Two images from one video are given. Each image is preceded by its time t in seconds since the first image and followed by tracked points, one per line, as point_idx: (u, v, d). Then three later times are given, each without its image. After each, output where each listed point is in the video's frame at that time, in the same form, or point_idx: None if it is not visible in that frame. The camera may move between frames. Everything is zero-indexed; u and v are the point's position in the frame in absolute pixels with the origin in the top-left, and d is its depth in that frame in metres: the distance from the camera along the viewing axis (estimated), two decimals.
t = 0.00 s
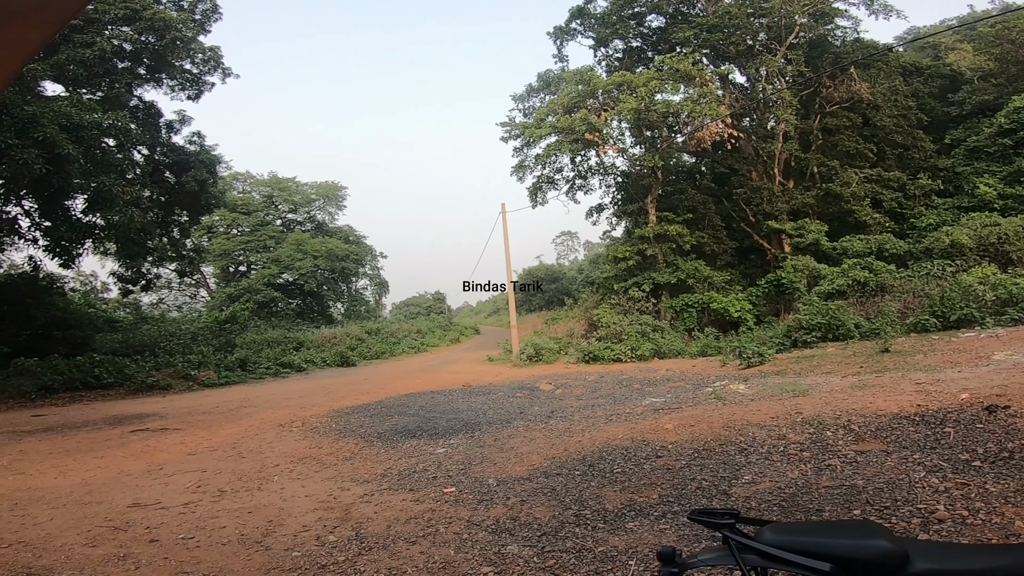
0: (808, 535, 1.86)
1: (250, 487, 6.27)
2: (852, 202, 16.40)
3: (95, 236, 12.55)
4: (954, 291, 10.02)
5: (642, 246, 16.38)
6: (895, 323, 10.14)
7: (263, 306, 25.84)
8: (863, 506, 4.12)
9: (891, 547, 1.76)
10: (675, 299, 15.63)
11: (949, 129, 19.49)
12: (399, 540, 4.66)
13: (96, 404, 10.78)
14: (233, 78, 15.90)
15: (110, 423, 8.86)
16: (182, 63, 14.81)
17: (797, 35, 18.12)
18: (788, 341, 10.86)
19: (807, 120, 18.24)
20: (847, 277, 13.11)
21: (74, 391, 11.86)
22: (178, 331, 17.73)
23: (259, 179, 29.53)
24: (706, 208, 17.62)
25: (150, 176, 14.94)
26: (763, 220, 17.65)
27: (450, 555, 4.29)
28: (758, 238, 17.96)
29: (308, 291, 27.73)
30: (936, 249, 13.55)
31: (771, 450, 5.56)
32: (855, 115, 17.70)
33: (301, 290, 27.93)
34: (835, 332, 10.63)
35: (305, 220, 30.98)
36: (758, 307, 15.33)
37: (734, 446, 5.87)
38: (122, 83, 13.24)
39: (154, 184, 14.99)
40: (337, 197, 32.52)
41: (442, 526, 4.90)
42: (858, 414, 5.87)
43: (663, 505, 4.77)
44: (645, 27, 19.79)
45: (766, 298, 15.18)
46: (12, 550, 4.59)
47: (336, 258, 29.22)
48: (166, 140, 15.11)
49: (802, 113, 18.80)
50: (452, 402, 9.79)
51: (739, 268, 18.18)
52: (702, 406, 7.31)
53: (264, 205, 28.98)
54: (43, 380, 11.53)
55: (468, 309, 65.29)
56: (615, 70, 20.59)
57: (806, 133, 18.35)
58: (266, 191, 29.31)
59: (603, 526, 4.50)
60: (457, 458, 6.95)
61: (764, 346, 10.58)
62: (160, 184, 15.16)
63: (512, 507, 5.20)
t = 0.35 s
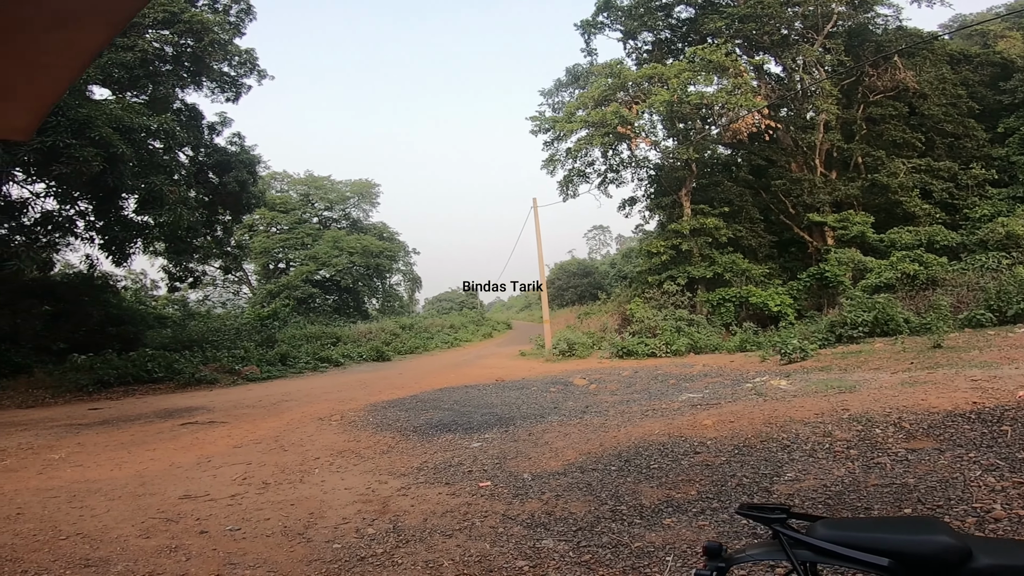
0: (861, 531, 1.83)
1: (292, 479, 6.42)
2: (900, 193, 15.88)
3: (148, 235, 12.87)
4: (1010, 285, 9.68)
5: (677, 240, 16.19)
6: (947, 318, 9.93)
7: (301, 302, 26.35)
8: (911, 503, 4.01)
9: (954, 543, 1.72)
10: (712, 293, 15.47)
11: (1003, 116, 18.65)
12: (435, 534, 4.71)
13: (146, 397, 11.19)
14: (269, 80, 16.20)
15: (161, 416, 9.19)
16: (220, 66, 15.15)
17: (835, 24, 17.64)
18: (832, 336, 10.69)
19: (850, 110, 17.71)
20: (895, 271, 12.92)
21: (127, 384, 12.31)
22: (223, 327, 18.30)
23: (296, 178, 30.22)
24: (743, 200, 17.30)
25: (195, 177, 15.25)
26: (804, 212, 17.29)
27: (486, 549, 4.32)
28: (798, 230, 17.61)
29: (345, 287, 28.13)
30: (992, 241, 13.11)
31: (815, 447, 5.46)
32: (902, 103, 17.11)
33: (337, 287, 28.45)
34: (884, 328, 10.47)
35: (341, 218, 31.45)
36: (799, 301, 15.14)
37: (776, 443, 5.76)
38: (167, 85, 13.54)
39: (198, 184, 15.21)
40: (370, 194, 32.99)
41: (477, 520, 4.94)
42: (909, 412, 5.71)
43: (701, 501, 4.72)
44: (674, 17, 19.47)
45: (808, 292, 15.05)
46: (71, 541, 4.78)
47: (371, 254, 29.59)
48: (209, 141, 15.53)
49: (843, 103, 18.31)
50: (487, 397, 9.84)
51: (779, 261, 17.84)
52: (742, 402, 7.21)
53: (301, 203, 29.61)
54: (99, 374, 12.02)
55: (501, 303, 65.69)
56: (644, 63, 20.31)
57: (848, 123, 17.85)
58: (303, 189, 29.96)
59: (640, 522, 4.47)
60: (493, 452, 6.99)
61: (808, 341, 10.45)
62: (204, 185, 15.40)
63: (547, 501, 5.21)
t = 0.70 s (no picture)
0: (914, 528, 1.83)
1: (326, 474, 6.52)
2: (944, 188, 15.51)
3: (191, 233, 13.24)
4: None
5: (708, 236, 16.01)
6: (995, 317, 9.97)
7: (332, 299, 26.72)
8: (955, 505, 3.92)
9: (1007, 542, 1.72)
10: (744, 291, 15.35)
11: None
12: (466, 530, 4.74)
13: (187, 392, 11.50)
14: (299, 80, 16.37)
15: (201, 410, 9.43)
16: (253, 67, 15.37)
17: (871, 16, 17.25)
18: (872, 336, 10.72)
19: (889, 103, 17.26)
20: (939, 268, 12.67)
21: (170, 379, 12.67)
22: (259, 323, 18.73)
23: (326, 177, 30.76)
24: (777, 196, 17.06)
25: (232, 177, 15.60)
26: (841, 208, 17.03)
27: (517, 545, 4.33)
28: (836, 226, 17.33)
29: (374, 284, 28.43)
30: None
31: (855, 448, 5.35)
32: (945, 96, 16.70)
33: (367, 283, 28.76)
34: (927, 326, 10.49)
35: (370, 216, 31.74)
36: (837, 299, 14.82)
37: (813, 443, 5.66)
38: (202, 87, 13.84)
39: (235, 184, 15.57)
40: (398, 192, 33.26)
41: (507, 516, 4.95)
42: (955, 413, 5.55)
43: (735, 501, 4.67)
44: (701, 12, 19.17)
45: (847, 289, 14.66)
46: (118, 533, 4.91)
47: (400, 251, 29.81)
48: (245, 142, 15.95)
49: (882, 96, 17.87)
50: (515, 394, 9.84)
51: (815, 257, 17.56)
52: (777, 401, 7.11)
53: (332, 201, 30.11)
54: (143, 368, 12.40)
55: (528, 300, 65.95)
56: (671, 58, 20.04)
57: (888, 117, 17.38)
58: (333, 188, 30.48)
59: (671, 521, 4.44)
60: (522, 449, 7.01)
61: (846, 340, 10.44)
62: (241, 185, 15.79)
63: (577, 499, 5.21)
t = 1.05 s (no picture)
0: (960, 528, 1.80)
1: (351, 469, 6.59)
2: (979, 185, 15.28)
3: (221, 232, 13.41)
4: None
5: (733, 234, 15.91)
6: None
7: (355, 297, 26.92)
8: (991, 506, 3.88)
9: None
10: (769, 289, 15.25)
11: None
12: (489, 526, 4.78)
13: (217, 387, 11.69)
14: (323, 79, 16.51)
15: (229, 405, 9.57)
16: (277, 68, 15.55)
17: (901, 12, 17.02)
18: (904, 336, 10.69)
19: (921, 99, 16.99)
20: (973, 267, 12.56)
21: (200, 374, 12.86)
22: (285, 320, 18.98)
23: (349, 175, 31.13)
24: (804, 193, 16.92)
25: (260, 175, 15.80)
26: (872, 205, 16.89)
27: (541, 542, 4.35)
28: (867, 224, 17.14)
29: (396, 281, 28.57)
30: None
31: (887, 449, 5.29)
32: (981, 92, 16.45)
33: (389, 281, 28.90)
34: (962, 327, 10.39)
35: (392, 214, 31.96)
36: (867, 298, 14.77)
37: (843, 444, 5.61)
38: (227, 88, 14.01)
39: (262, 183, 15.76)
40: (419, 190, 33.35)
41: (530, 514, 4.97)
42: (992, 415, 5.48)
43: (763, 501, 4.64)
44: (722, 8, 18.99)
45: (877, 288, 14.65)
46: (152, 527, 5.01)
47: (421, 249, 29.91)
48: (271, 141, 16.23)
49: (913, 92, 17.62)
50: (537, 392, 9.84)
51: (843, 254, 17.38)
52: (806, 401, 7.05)
53: (354, 200, 30.46)
54: (175, 364, 12.61)
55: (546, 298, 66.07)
56: (693, 54, 19.90)
57: (920, 114, 17.14)
58: (355, 187, 30.83)
59: (697, 519, 4.44)
60: (545, 447, 7.03)
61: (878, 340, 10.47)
62: (268, 183, 15.93)
63: (601, 497, 5.22)
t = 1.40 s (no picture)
0: (989, 527, 1.78)
1: (369, 465, 6.63)
2: (1007, 183, 15.05)
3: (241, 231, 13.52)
4: None
5: (751, 232, 15.79)
6: None
7: (371, 293, 27.09)
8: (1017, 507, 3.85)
9: None
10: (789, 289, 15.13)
11: None
12: (506, 522, 4.79)
13: (237, 382, 11.82)
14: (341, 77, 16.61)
15: (249, 400, 9.67)
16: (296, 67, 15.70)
17: (925, 8, 16.81)
18: (928, 337, 10.63)
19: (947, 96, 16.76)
20: (1000, 267, 12.37)
21: (220, 369, 12.97)
22: (303, 316, 19.16)
23: (367, 173, 31.37)
24: (826, 191, 16.72)
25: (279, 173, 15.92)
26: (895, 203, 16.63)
27: (558, 539, 4.37)
28: (890, 222, 16.90)
29: (412, 278, 28.68)
30: None
31: (911, 450, 5.24)
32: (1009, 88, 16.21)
33: (405, 278, 28.98)
34: (988, 328, 10.23)
35: (408, 211, 32.09)
36: (890, 297, 14.58)
37: (866, 444, 5.56)
38: (246, 87, 14.10)
39: (281, 180, 15.87)
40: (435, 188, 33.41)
41: (547, 511, 4.98)
42: (1020, 416, 5.41)
43: (782, 500, 4.61)
44: (740, 5, 18.82)
45: (901, 287, 14.45)
46: (175, 521, 5.07)
47: (437, 246, 30.00)
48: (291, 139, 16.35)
49: (939, 90, 17.39)
50: (553, 389, 9.85)
51: (866, 254, 17.15)
52: (828, 402, 6.99)
53: (371, 197, 30.69)
54: (197, 359, 12.75)
55: (560, 296, 66.03)
56: (711, 51, 19.75)
57: (946, 111, 16.89)
58: (372, 184, 31.08)
59: (714, 518, 4.43)
60: (562, 444, 7.04)
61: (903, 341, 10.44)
62: (287, 180, 16.06)
63: (618, 495, 5.21)
